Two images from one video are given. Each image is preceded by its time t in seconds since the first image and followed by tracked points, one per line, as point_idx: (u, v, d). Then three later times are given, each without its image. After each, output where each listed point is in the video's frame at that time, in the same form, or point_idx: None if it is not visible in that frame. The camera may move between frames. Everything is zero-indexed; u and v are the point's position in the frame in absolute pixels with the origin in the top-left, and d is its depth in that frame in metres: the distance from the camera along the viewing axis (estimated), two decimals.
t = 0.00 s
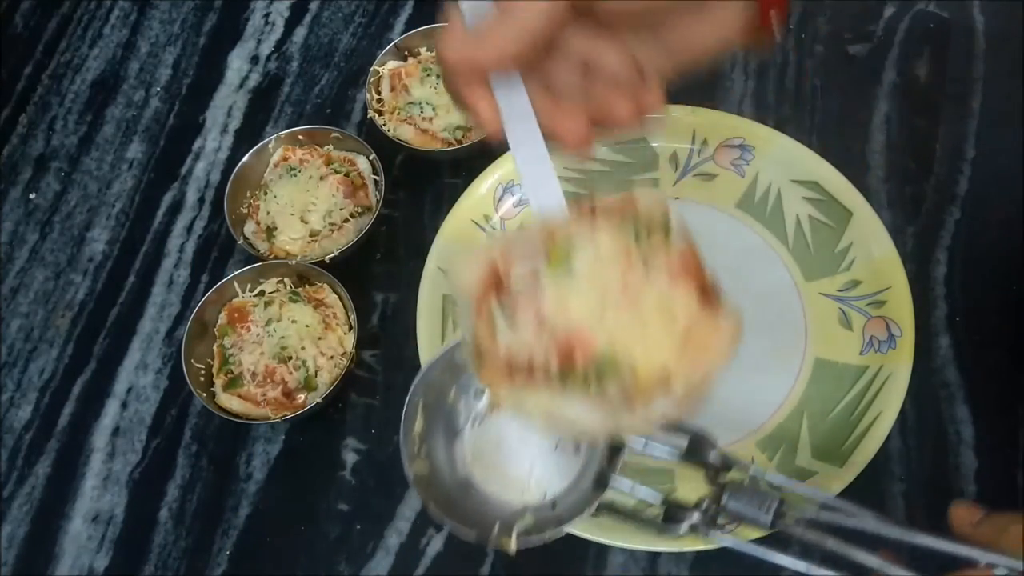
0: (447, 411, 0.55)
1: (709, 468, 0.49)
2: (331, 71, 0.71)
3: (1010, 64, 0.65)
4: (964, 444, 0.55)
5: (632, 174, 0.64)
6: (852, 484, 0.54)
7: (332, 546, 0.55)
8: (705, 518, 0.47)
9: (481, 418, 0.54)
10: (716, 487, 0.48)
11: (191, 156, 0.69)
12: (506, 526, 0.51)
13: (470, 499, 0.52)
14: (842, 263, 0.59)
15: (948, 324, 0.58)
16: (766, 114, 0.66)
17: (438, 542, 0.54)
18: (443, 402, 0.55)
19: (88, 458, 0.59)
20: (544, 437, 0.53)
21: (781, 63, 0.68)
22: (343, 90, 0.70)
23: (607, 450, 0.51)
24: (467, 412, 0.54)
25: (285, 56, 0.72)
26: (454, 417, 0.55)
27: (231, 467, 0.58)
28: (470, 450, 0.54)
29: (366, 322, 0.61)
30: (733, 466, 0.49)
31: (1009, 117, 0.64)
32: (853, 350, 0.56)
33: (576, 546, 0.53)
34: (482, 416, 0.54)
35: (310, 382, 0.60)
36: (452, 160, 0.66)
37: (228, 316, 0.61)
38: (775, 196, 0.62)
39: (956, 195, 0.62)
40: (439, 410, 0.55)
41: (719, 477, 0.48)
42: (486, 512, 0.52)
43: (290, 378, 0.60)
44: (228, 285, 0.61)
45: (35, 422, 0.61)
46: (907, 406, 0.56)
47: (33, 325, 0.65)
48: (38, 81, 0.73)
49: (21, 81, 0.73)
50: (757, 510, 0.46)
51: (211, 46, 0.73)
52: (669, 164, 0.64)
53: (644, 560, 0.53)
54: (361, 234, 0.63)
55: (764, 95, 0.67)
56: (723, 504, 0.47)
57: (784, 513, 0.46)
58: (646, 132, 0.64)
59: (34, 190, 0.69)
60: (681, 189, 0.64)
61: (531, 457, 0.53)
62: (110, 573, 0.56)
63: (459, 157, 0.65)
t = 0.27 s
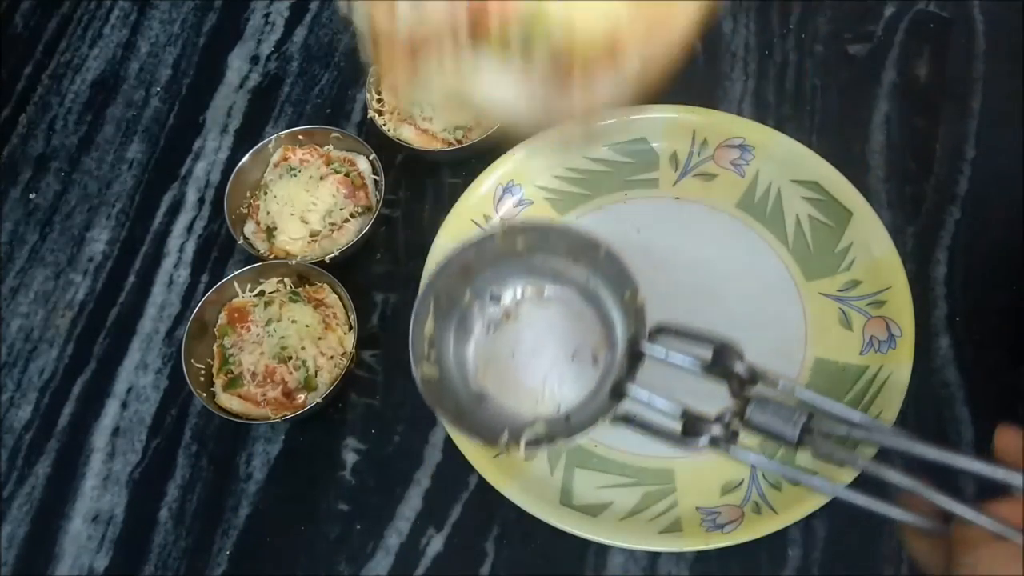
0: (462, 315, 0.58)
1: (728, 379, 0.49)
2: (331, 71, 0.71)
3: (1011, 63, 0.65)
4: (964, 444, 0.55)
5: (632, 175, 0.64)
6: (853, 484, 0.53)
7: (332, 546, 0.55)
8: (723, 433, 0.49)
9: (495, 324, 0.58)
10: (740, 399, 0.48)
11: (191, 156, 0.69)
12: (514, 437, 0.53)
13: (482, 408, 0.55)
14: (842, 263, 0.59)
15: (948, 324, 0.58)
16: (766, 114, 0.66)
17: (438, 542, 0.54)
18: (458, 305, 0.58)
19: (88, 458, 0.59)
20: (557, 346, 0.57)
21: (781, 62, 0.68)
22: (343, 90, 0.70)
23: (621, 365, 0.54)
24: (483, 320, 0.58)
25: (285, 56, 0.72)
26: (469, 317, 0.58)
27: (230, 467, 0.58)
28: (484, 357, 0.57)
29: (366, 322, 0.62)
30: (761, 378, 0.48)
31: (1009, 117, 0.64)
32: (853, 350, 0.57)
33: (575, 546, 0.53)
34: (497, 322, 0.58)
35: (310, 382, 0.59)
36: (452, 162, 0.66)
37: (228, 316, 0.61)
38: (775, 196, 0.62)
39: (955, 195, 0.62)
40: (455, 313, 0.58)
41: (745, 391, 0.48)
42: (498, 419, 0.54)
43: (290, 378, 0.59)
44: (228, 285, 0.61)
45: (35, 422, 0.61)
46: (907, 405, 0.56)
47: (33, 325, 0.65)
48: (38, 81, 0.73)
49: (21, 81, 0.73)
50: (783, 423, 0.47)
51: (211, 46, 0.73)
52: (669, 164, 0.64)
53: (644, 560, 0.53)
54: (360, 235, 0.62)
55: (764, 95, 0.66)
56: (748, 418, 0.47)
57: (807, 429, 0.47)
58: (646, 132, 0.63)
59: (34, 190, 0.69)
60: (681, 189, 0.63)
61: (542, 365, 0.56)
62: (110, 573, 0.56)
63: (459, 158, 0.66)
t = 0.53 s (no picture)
0: (466, 254, 0.58)
1: (742, 323, 0.44)
2: (331, 71, 0.71)
3: (1011, 63, 0.65)
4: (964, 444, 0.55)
5: (632, 174, 0.64)
6: (852, 484, 0.53)
7: (332, 545, 0.55)
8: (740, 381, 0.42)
9: (502, 265, 0.58)
10: (755, 345, 0.43)
11: (191, 156, 0.69)
12: (516, 382, 0.53)
13: (484, 350, 0.55)
14: (842, 263, 0.59)
15: (948, 324, 0.58)
16: (766, 114, 0.66)
17: (439, 542, 0.54)
18: (462, 244, 0.57)
19: (88, 458, 0.59)
20: (566, 288, 0.57)
21: (781, 62, 0.68)
22: (343, 90, 0.70)
23: (631, 309, 0.53)
24: (489, 261, 0.58)
25: (285, 56, 0.72)
26: (475, 257, 0.58)
27: (230, 467, 0.58)
28: (489, 299, 0.57)
29: (366, 322, 0.62)
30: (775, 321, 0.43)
31: (1009, 117, 0.64)
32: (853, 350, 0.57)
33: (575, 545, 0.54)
34: (504, 264, 0.58)
35: (310, 382, 0.59)
36: (451, 163, 0.66)
37: (228, 316, 0.61)
38: (775, 196, 0.62)
39: (956, 195, 0.62)
40: (458, 252, 0.57)
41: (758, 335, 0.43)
42: (499, 362, 0.54)
43: (290, 378, 0.59)
44: (228, 284, 0.61)
45: (35, 422, 0.61)
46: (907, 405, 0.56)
47: (33, 325, 0.65)
48: (38, 81, 0.73)
49: (21, 81, 0.73)
50: (802, 373, 0.41)
51: (211, 46, 0.73)
52: (669, 164, 0.64)
53: (644, 560, 0.53)
54: (361, 235, 0.62)
55: (763, 95, 0.66)
56: (759, 362, 0.42)
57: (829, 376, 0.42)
58: (646, 132, 0.64)
59: (34, 190, 0.69)
60: (680, 189, 0.63)
61: (549, 307, 0.57)
62: (110, 573, 0.56)
63: (459, 159, 0.66)
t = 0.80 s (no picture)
0: (472, 252, 0.58)
1: (741, 326, 0.43)
2: (331, 71, 0.71)
3: (1011, 64, 0.65)
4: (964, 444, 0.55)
5: (633, 174, 0.64)
6: (852, 484, 0.53)
7: (332, 545, 0.55)
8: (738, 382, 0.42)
9: (508, 263, 0.58)
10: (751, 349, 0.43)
11: (191, 156, 0.69)
12: (520, 380, 0.53)
13: (489, 349, 0.55)
14: (842, 263, 0.59)
15: (948, 324, 0.58)
16: (766, 114, 0.66)
17: (438, 542, 0.54)
18: (468, 241, 0.57)
19: (88, 458, 0.59)
20: (573, 285, 0.57)
21: (781, 62, 0.68)
22: (343, 90, 0.70)
23: (634, 308, 0.53)
24: (496, 258, 0.58)
25: (285, 56, 0.72)
26: (482, 255, 0.58)
27: (230, 467, 0.58)
28: (496, 296, 0.57)
29: (366, 322, 0.62)
30: (774, 323, 0.43)
31: (1009, 117, 0.64)
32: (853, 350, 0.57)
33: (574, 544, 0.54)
34: (511, 261, 0.58)
35: (310, 382, 0.59)
36: (450, 162, 0.66)
37: (228, 316, 0.61)
38: (775, 196, 0.62)
39: (956, 195, 0.62)
40: (464, 250, 0.57)
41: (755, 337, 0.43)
42: (506, 360, 0.55)
43: (290, 378, 0.59)
44: (228, 285, 0.61)
45: (35, 422, 0.61)
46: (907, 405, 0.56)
47: (33, 325, 0.65)
48: (38, 81, 0.73)
49: (21, 81, 0.73)
50: (801, 374, 0.41)
51: (211, 46, 0.73)
52: (669, 164, 0.64)
53: (644, 560, 0.53)
54: (361, 235, 0.62)
55: (763, 95, 0.66)
56: (757, 364, 0.42)
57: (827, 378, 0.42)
58: (646, 132, 0.64)
59: (34, 190, 0.69)
60: (680, 189, 0.63)
61: (556, 304, 0.57)
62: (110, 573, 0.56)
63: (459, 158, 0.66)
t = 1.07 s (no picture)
0: (455, 265, 0.58)
1: (723, 343, 0.43)
2: (331, 71, 0.71)
3: (1011, 63, 0.65)
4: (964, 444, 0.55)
5: (633, 174, 0.64)
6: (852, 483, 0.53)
7: (332, 545, 0.55)
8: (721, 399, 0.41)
9: (493, 276, 0.58)
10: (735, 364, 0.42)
11: (191, 156, 0.69)
12: (503, 396, 0.53)
13: (473, 364, 0.55)
14: (842, 263, 0.59)
15: (948, 324, 0.58)
16: (766, 114, 0.66)
17: (438, 542, 0.54)
18: (451, 255, 0.58)
19: (88, 458, 0.59)
20: (557, 298, 0.57)
21: (781, 62, 0.68)
22: (343, 90, 0.70)
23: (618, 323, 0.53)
24: (480, 272, 0.58)
25: (285, 56, 0.72)
26: (466, 269, 0.58)
27: (231, 467, 0.58)
28: (479, 310, 0.57)
29: (365, 322, 0.62)
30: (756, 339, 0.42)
31: (1009, 117, 0.64)
32: (853, 350, 0.57)
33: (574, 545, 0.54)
34: (495, 275, 0.58)
35: (310, 382, 0.59)
36: (449, 162, 0.66)
37: (228, 316, 0.61)
38: (775, 196, 0.62)
39: (956, 195, 0.62)
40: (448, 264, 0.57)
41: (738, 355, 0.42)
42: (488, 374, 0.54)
43: (290, 378, 0.59)
44: (228, 284, 0.61)
45: (35, 422, 0.61)
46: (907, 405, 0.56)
47: (33, 325, 0.65)
48: (38, 81, 0.73)
49: (21, 81, 0.73)
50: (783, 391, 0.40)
51: (211, 46, 0.73)
52: (669, 164, 0.64)
53: (644, 560, 0.53)
54: (361, 235, 0.62)
55: (763, 95, 0.66)
56: (739, 382, 0.41)
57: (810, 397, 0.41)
58: (646, 132, 0.64)
59: (34, 190, 0.69)
60: (680, 189, 0.63)
61: (539, 317, 0.57)
62: (110, 573, 0.56)
63: (459, 158, 0.66)
